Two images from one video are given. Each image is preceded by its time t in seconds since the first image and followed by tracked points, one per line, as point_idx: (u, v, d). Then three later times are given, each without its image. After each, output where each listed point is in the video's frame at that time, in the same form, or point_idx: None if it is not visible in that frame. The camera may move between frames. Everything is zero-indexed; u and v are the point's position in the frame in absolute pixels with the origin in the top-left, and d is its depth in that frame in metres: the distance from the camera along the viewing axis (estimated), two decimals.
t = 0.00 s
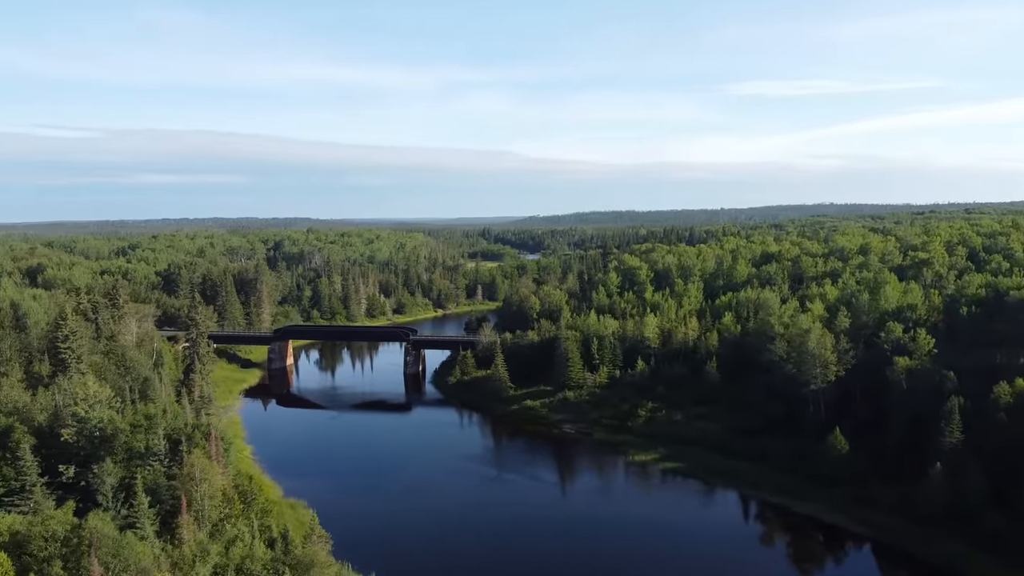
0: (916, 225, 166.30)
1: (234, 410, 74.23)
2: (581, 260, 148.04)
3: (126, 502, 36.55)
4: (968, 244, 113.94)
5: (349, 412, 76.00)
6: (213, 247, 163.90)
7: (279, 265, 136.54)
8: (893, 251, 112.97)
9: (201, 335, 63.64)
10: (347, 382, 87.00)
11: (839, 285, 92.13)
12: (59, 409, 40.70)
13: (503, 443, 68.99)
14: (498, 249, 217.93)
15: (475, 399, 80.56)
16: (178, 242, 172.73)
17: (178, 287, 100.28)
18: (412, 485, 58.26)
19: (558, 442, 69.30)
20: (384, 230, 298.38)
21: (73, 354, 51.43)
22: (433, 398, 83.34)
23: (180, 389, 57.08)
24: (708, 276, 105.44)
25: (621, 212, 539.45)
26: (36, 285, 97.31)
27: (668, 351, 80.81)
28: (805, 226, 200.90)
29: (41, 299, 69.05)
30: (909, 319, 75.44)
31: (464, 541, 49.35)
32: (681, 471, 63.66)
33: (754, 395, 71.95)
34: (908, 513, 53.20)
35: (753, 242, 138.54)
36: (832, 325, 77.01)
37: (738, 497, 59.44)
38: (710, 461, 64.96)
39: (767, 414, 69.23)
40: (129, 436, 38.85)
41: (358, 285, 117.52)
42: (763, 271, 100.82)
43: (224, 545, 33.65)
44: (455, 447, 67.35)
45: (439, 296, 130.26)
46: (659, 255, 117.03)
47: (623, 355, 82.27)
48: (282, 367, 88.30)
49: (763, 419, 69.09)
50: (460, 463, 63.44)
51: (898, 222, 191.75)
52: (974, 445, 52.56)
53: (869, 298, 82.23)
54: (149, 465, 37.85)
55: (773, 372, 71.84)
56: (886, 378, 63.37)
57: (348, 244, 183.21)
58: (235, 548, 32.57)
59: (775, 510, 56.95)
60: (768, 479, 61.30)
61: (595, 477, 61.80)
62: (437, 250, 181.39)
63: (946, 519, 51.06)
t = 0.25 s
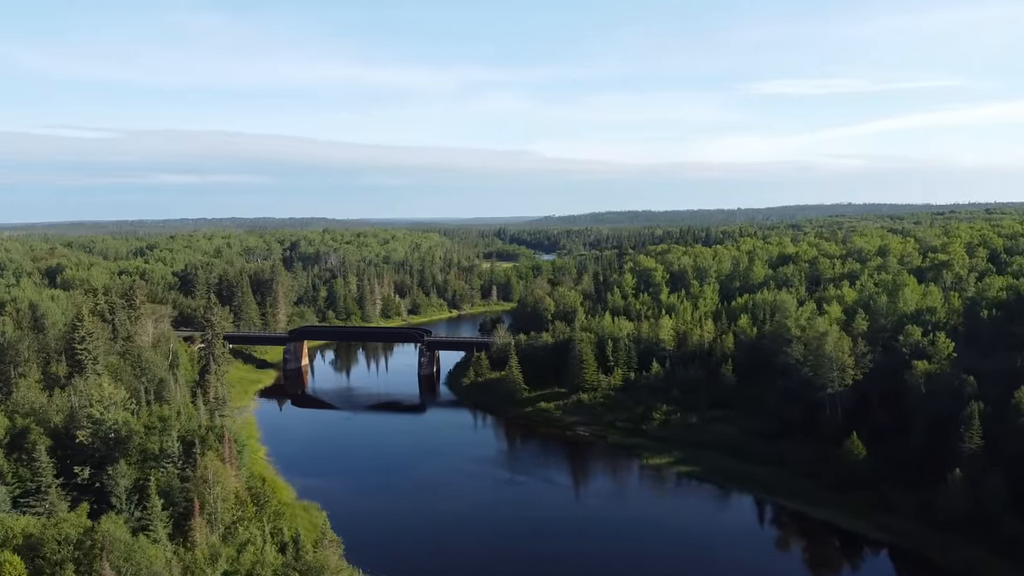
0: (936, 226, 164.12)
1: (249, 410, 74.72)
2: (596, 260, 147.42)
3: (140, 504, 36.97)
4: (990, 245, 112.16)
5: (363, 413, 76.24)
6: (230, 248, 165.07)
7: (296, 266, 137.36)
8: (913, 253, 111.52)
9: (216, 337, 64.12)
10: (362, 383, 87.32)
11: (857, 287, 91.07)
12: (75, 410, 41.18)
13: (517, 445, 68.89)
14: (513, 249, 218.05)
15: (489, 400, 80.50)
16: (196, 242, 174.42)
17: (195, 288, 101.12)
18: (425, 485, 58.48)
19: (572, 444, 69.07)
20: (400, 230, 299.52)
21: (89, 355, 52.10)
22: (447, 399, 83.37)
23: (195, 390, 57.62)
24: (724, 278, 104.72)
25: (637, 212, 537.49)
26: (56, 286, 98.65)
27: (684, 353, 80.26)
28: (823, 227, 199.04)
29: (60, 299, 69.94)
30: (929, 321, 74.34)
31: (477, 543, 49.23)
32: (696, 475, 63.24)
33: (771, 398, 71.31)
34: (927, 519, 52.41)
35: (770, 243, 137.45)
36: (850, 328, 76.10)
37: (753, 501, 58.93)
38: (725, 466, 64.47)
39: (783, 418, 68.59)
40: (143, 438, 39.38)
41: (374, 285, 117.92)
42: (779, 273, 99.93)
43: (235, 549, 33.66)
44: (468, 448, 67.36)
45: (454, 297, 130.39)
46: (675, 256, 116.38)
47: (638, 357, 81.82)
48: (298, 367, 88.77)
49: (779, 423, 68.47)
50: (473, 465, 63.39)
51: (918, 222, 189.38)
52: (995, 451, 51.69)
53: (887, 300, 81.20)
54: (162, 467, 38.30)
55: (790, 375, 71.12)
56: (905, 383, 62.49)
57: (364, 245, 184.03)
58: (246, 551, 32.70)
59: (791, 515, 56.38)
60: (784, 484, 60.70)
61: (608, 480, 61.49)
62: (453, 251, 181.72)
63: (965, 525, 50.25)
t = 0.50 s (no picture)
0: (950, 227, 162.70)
1: (260, 411, 75.03)
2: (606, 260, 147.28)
3: (148, 507, 36.95)
4: (1004, 246, 111.05)
5: (373, 414, 76.37)
6: (241, 248, 165.94)
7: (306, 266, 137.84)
8: (926, 254, 110.58)
9: (226, 338, 64.33)
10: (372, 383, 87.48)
11: (869, 288, 90.39)
12: (84, 412, 41.36)
13: (526, 447, 68.82)
14: (523, 250, 218.15)
15: (498, 402, 80.44)
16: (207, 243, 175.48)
17: (206, 288, 101.69)
18: (434, 486, 58.42)
19: (582, 447, 68.89)
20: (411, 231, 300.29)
21: (100, 356, 52.42)
22: (456, 400, 83.41)
23: (205, 392, 57.85)
24: (735, 279, 104.25)
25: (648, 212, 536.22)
26: (69, 286, 99.45)
27: (694, 355, 79.88)
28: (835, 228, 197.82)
29: (71, 300, 70.37)
30: (942, 324, 73.63)
31: (486, 544, 49.11)
32: (706, 478, 62.88)
33: (782, 401, 70.83)
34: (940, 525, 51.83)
35: (781, 244, 136.74)
36: (862, 330, 75.48)
37: (764, 505, 58.51)
38: (736, 469, 64.07)
39: (795, 421, 68.13)
40: (151, 441, 39.54)
41: (383, 286, 118.14)
42: (790, 274, 99.35)
43: (244, 553, 33.70)
44: (478, 450, 67.31)
45: (464, 297, 130.45)
46: (685, 257, 115.96)
47: (648, 359, 81.53)
48: (308, 368, 89.04)
49: (790, 426, 68.01)
50: (483, 467, 63.31)
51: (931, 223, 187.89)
52: (1009, 456, 51.08)
53: (900, 302, 80.53)
54: (171, 470, 38.44)
55: (801, 378, 70.63)
56: (918, 387, 61.90)
57: (374, 245, 184.56)
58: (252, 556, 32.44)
59: (802, 519, 55.93)
60: (795, 487, 60.24)
61: (618, 483, 61.28)
62: (462, 251, 181.92)
63: (980, 531, 49.67)
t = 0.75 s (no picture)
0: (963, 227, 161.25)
1: (268, 412, 75.22)
2: (614, 261, 147.01)
3: (154, 510, 37.21)
4: (1017, 248, 109.90)
5: (381, 415, 76.39)
6: (251, 248, 166.56)
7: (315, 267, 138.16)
8: (938, 256, 109.62)
9: (235, 339, 64.50)
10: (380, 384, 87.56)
11: (880, 290, 89.66)
12: (92, 415, 41.55)
13: (535, 449, 68.67)
14: (532, 250, 218.03)
15: (506, 403, 80.34)
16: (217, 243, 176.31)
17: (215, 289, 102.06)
18: (444, 486, 58.57)
19: (590, 449, 68.68)
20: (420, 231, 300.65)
21: (108, 358, 52.64)
22: (464, 402, 83.35)
23: (213, 393, 58.02)
24: (744, 281, 103.69)
25: (657, 211, 534.94)
26: (79, 287, 100.12)
27: (703, 357, 79.48)
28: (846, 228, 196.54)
29: (80, 301, 70.68)
30: (954, 326, 72.92)
31: (493, 546, 48.98)
32: (715, 482, 62.55)
33: (792, 404, 70.38)
34: (951, 530, 51.31)
35: (791, 245, 135.96)
36: (873, 333, 74.90)
37: (773, 509, 58.14)
38: (745, 472, 63.71)
39: (805, 425, 67.67)
40: (158, 444, 39.69)
41: (392, 287, 118.23)
42: (801, 276, 98.73)
43: (250, 557, 33.47)
44: (486, 451, 67.23)
45: (473, 298, 130.38)
46: (694, 259, 115.44)
47: (656, 361, 81.20)
48: (316, 369, 89.19)
49: (800, 430, 67.58)
50: (491, 468, 63.22)
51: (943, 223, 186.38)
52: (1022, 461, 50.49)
53: (911, 305, 79.81)
54: (177, 472, 38.70)
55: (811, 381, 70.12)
56: (929, 391, 61.27)
57: (383, 245, 184.90)
58: (258, 560, 32.16)
59: (811, 523, 55.54)
60: (805, 491, 59.83)
61: (627, 486, 61.03)
62: (471, 251, 181.88)
63: (992, 537, 49.14)
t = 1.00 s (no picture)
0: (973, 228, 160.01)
1: (275, 413, 75.34)
2: (621, 262, 146.72)
3: (158, 513, 37.25)
4: None
5: (387, 416, 76.40)
6: (258, 249, 166.93)
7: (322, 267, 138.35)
8: (947, 257, 108.83)
9: (240, 340, 64.66)
10: (386, 385, 87.59)
11: (888, 292, 89.10)
12: (97, 417, 41.81)
13: (541, 451, 68.55)
14: (539, 250, 217.89)
15: (512, 405, 80.22)
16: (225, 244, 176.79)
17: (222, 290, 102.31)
18: (450, 487, 58.50)
19: (596, 452, 68.48)
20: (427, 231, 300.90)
21: (113, 360, 52.97)
22: (470, 404, 83.28)
23: (219, 395, 58.15)
24: (752, 282, 103.24)
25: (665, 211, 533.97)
26: (87, 288, 100.64)
27: (710, 359, 79.17)
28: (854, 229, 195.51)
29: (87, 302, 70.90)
30: (963, 329, 72.35)
31: (498, 547, 48.89)
32: (722, 485, 62.25)
33: (800, 407, 69.99)
34: (961, 536, 50.85)
35: (799, 246, 135.28)
36: (881, 335, 74.42)
37: (780, 513, 57.81)
38: (752, 476, 63.39)
39: (813, 428, 67.27)
40: (163, 447, 39.91)
41: (398, 287, 118.26)
42: (808, 277, 98.22)
43: (253, 562, 33.35)
44: (492, 453, 67.16)
45: (479, 299, 130.29)
46: (701, 260, 115.00)
47: (663, 363, 80.91)
48: (322, 369, 89.26)
49: (808, 433, 67.20)
50: (497, 470, 63.16)
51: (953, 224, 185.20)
52: None
53: (920, 307, 79.23)
54: (182, 475, 38.75)
55: (819, 384, 69.69)
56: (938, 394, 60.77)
57: (390, 245, 185.12)
58: (261, 564, 31.96)
59: (819, 527, 55.18)
60: (813, 495, 59.46)
61: (633, 489, 60.77)
62: (478, 252, 181.83)
63: (1001, 543, 48.69)
